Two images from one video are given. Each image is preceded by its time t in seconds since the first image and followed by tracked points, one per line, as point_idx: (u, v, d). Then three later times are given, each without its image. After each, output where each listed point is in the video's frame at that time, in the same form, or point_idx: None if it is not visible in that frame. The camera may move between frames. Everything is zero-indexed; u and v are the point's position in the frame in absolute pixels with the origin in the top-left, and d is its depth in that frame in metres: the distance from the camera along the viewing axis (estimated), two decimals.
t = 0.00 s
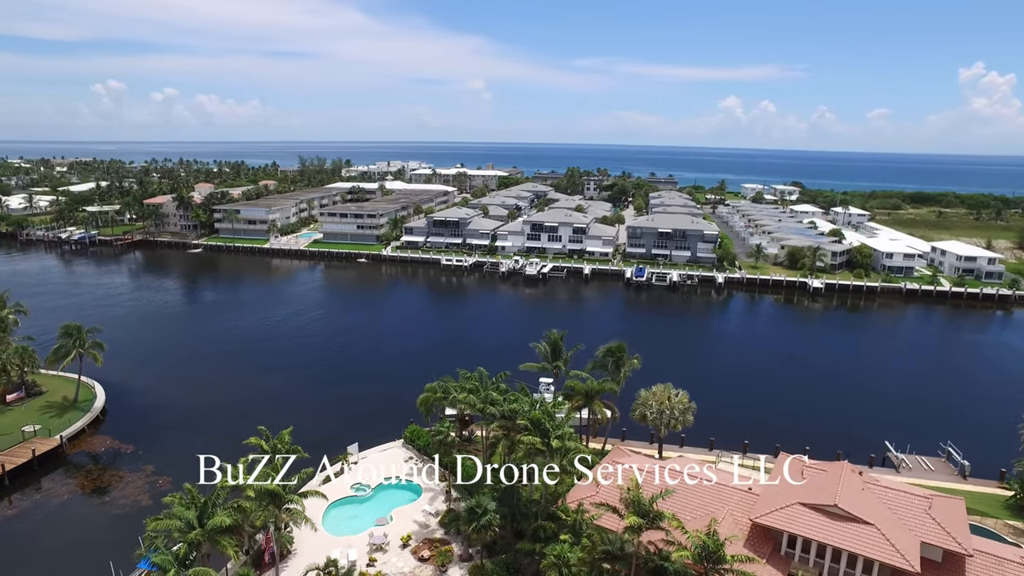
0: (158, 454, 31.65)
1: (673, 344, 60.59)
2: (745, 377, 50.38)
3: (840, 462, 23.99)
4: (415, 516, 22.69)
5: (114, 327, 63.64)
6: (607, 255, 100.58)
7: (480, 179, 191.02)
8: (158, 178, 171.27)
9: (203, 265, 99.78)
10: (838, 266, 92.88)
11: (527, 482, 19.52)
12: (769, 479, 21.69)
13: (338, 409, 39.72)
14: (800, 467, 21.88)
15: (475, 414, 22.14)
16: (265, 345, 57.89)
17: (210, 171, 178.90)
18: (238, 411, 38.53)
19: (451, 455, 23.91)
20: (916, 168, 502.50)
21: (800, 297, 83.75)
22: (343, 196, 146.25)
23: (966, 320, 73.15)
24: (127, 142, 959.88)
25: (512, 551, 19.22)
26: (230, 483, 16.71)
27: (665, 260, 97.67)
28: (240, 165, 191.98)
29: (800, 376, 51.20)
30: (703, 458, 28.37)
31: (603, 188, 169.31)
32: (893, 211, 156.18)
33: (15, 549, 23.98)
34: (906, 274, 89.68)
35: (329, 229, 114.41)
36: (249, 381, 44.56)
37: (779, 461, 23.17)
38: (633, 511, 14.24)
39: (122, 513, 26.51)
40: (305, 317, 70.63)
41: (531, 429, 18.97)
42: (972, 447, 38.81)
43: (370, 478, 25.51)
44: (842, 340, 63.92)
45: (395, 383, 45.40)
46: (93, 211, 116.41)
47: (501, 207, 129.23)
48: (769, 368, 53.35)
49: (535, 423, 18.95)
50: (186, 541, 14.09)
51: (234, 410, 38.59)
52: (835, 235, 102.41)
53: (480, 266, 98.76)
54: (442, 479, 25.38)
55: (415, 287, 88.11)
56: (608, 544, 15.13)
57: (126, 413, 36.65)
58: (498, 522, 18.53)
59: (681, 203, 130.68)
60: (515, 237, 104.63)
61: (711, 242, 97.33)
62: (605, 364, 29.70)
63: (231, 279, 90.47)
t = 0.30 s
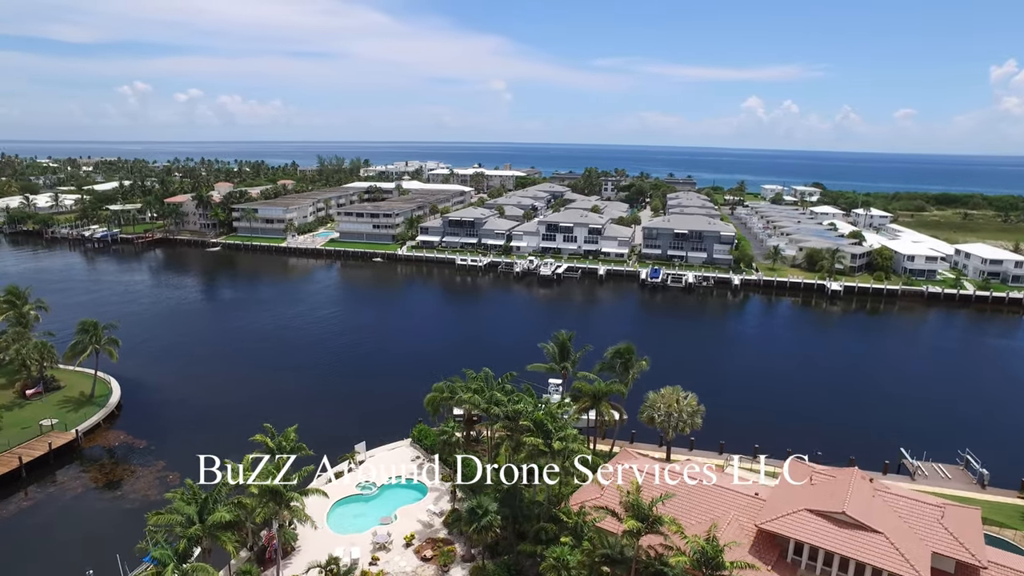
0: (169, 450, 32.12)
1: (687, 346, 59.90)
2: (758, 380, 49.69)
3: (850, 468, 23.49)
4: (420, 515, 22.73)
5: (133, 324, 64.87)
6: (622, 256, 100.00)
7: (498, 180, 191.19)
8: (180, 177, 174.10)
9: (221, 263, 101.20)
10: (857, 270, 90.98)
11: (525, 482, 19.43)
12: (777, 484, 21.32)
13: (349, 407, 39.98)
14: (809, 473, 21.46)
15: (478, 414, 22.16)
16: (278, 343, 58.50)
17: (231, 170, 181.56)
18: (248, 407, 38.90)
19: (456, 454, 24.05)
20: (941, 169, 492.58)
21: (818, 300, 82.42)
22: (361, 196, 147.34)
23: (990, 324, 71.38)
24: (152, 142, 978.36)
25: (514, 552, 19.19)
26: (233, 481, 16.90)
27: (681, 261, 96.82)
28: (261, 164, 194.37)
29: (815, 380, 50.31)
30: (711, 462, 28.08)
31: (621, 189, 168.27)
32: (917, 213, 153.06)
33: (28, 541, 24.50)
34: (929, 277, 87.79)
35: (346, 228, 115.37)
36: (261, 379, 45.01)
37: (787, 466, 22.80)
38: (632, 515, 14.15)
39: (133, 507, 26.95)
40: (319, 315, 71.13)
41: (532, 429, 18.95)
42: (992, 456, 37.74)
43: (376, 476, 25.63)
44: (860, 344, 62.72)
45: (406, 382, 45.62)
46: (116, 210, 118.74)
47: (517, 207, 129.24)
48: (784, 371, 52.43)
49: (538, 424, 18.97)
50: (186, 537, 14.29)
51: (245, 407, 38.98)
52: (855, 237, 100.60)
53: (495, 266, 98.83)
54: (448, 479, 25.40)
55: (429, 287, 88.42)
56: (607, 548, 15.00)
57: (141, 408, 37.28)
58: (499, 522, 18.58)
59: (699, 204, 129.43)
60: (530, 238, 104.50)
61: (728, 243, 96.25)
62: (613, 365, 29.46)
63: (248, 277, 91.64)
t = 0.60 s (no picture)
0: (182, 445, 32.64)
1: (701, 349, 59.19)
2: (773, 384, 48.91)
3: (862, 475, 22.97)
4: (425, 515, 22.75)
5: (152, 320, 66.07)
6: (639, 257, 99.34)
7: (516, 180, 191.17)
8: (202, 177, 176.83)
9: (240, 262, 102.62)
10: (879, 272, 89.43)
11: (526, 483, 19.35)
12: (786, 491, 20.94)
13: (360, 405, 40.23)
14: (820, 479, 21.03)
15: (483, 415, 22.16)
16: (293, 341, 59.14)
17: (252, 170, 184.16)
18: (260, 404, 39.37)
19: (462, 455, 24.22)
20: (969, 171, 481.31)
21: (838, 303, 80.98)
22: (378, 196, 148.40)
23: (1016, 330, 69.48)
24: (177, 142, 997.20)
25: (517, 553, 19.16)
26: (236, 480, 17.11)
27: (698, 262, 95.90)
28: (281, 165, 196.63)
29: (832, 385, 49.36)
30: (721, 468, 27.69)
31: (640, 190, 167.24)
32: (943, 215, 149.72)
33: (42, 532, 25.02)
34: (953, 281, 85.81)
35: (363, 228, 116.29)
36: (275, 376, 45.51)
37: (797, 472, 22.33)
38: (632, 520, 14.04)
39: (144, 501, 27.37)
40: (334, 314, 71.67)
41: (535, 430, 18.91)
42: (1015, 465, 36.63)
43: (384, 475, 25.75)
44: (880, 349, 61.43)
45: (417, 381, 45.76)
46: (139, 209, 121.00)
47: (534, 208, 129.12)
48: (800, 376, 51.49)
49: (541, 426, 18.85)
50: (185, 533, 14.60)
51: (257, 404, 39.43)
52: (877, 239, 98.71)
53: (510, 267, 98.82)
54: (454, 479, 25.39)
55: (444, 287, 88.67)
56: (607, 551, 14.89)
57: (157, 404, 37.97)
58: (501, 523, 19.08)
59: (717, 205, 128.12)
60: (546, 238, 104.29)
61: (746, 245, 95.11)
62: (622, 368, 29.23)
63: (267, 276, 92.77)
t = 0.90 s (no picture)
0: (193, 440, 33.17)
1: (715, 351, 58.51)
2: (787, 387, 48.14)
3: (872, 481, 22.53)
4: (429, 514, 22.79)
5: (170, 317, 67.21)
6: (655, 258, 98.60)
7: (534, 180, 190.87)
8: (224, 176, 179.36)
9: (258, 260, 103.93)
10: (901, 274, 87.69)
11: (525, 482, 19.35)
12: (793, 496, 20.58)
13: (370, 403, 40.43)
14: (828, 484, 20.64)
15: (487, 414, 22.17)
16: (307, 339, 59.80)
17: (273, 168, 186.49)
18: (271, 401, 39.82)
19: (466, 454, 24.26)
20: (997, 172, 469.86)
21: (858, 306, 79.53)
22: (396, 195, 149.24)
23: None
24: (200, 141, 1013.78)
25: (518, 553, 19.15)
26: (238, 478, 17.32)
27: (715, 264, 94.86)
28: (301, 164, 198.69)
29: (849, 388, 48.38)
30: (729, 472, 27.35)
31: (658, 190, 165.91)
32: (971, 217, 146.14)
33: (55, 523, 25.58)
34: (978, 284, 83.71)
35: (380, 227, 117.06)
36: (288, 373, 46.06)
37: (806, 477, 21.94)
38: (630, 524, 13.96)
39: (154, 496, 27.80)
40: (348, 313, 72.21)
41: (537, 431, 18.85)
42: None
43: (391, 473, 25.86)
44: (900, 353, 60.10)
45: (427, 380, 45.87)
46: (160, 207, 123.15)
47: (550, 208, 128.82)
48: (815, 379, 50.58)
49: (543, 426, 18.79)
50: (185, 528, 14.91)
51: (268, 400, 39.90)
52: (900, 241, 96.68)
53: (525, 267, 98.71)
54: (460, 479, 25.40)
55: (459, 286, 88.89)
56: (605, 554, 14.78)
57: (171, 399, 38.64)
58: (502, 523, 18.93)
59: (736, 206, 126.63)
60: (562, 238, 103.94)
61: (765, 246, 93.87)
62: (630, 369, 29.03)
63: (284, 274, 93.86)
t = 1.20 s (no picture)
0: (205, 436, 33.67)
1: (728, 352, 57.85)
2: (802, 389, 47.40)
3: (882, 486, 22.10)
4: (433, 514, 22.83)
5: (188, 314, 68.34)
6: (671, 259, 97.79)
7: (551, 180, 190.38)
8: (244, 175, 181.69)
9: (275, 258, 105.12)
10: (923, 277, 85.90)
11: (526, 482, 19.35)
12: (800, 501, 20.25)
13: (381, 402, 40.69)
14: (836, 490, 20.27)
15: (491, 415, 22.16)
16: (321, 337, 60.43)
17: (292, 168, 188.28)
18: (284, 398, 40.29)
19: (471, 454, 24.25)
20: None
21: (878, 309, 78.09)
22: (413, 195, 149.93)
23: None
24: (224, 142, 1029.69)
25: (519, 554, 19.12)
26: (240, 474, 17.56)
27: (732, 265, 93.80)
28: (320, 164, 200.50)
29: (865, 391, 47.50)
30: (738, 477, 27.05)
31: (676, 191, 164.46)
32: (999, 219, 142.56)
33: (69, 514, 26.15)
34: (1003, 288, 81.67)
35: (396, 227, 117.68)
36: (301, 370, 46.59)
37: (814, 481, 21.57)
38: (627, 527, 13.88)
39: (166, 489, 28.26)
40: (362, 311, 72.80)
41: (539, 432, 18.77)
42: None
43: (397, 472, 25.92)
44: (921, 356, 58.81)
45: (438, 380, 45.97)
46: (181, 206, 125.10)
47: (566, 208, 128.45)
48: (832, 382, 49.71)
49: (545, 427, 18.73)
50: (187, 522, 15.27)
51: (281, 397, 40.41)
52: (923, 243, 94.65)
53: (540, 267, 98.53)
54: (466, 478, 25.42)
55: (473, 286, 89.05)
56: (602, 558, 14.70)
57: (186, 395, 39.30)
58: (502, 522, 18.81)
59: (755, 207, 125.08)
60: (577, 239, 103.58)
61: (783, 248, 92.58)
62: (638, 370, 28.82)
63: (300, 273, 94.82)
